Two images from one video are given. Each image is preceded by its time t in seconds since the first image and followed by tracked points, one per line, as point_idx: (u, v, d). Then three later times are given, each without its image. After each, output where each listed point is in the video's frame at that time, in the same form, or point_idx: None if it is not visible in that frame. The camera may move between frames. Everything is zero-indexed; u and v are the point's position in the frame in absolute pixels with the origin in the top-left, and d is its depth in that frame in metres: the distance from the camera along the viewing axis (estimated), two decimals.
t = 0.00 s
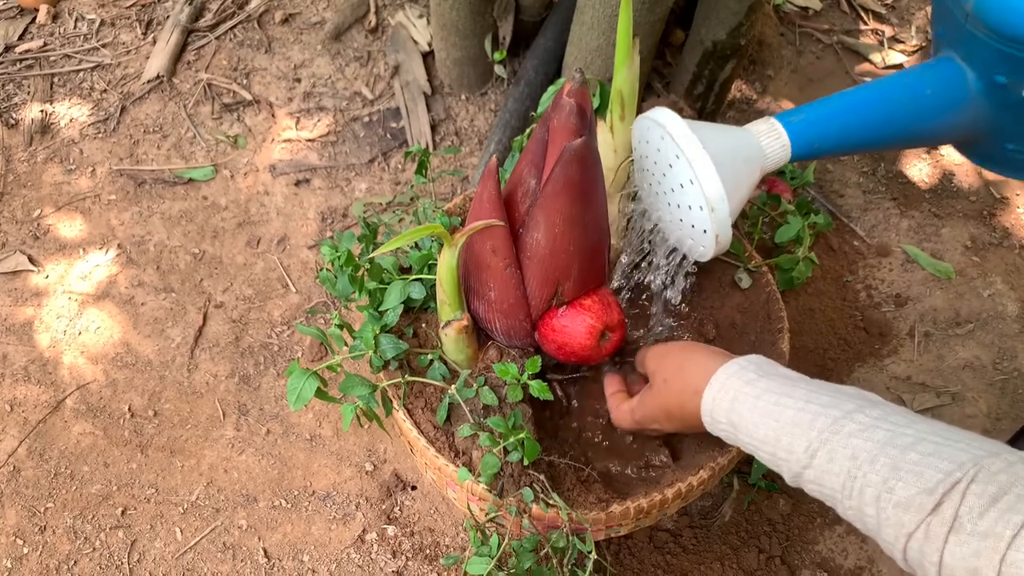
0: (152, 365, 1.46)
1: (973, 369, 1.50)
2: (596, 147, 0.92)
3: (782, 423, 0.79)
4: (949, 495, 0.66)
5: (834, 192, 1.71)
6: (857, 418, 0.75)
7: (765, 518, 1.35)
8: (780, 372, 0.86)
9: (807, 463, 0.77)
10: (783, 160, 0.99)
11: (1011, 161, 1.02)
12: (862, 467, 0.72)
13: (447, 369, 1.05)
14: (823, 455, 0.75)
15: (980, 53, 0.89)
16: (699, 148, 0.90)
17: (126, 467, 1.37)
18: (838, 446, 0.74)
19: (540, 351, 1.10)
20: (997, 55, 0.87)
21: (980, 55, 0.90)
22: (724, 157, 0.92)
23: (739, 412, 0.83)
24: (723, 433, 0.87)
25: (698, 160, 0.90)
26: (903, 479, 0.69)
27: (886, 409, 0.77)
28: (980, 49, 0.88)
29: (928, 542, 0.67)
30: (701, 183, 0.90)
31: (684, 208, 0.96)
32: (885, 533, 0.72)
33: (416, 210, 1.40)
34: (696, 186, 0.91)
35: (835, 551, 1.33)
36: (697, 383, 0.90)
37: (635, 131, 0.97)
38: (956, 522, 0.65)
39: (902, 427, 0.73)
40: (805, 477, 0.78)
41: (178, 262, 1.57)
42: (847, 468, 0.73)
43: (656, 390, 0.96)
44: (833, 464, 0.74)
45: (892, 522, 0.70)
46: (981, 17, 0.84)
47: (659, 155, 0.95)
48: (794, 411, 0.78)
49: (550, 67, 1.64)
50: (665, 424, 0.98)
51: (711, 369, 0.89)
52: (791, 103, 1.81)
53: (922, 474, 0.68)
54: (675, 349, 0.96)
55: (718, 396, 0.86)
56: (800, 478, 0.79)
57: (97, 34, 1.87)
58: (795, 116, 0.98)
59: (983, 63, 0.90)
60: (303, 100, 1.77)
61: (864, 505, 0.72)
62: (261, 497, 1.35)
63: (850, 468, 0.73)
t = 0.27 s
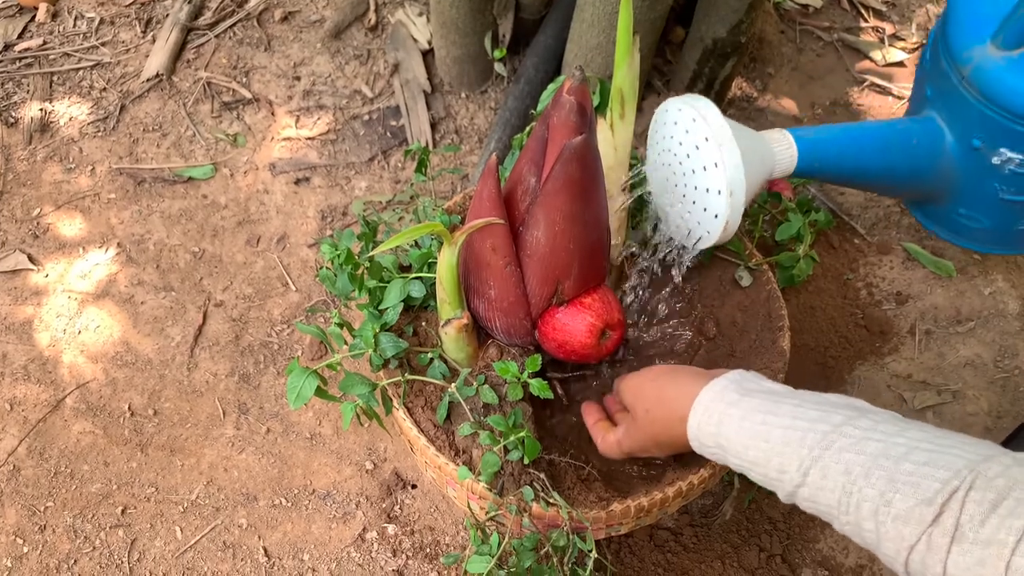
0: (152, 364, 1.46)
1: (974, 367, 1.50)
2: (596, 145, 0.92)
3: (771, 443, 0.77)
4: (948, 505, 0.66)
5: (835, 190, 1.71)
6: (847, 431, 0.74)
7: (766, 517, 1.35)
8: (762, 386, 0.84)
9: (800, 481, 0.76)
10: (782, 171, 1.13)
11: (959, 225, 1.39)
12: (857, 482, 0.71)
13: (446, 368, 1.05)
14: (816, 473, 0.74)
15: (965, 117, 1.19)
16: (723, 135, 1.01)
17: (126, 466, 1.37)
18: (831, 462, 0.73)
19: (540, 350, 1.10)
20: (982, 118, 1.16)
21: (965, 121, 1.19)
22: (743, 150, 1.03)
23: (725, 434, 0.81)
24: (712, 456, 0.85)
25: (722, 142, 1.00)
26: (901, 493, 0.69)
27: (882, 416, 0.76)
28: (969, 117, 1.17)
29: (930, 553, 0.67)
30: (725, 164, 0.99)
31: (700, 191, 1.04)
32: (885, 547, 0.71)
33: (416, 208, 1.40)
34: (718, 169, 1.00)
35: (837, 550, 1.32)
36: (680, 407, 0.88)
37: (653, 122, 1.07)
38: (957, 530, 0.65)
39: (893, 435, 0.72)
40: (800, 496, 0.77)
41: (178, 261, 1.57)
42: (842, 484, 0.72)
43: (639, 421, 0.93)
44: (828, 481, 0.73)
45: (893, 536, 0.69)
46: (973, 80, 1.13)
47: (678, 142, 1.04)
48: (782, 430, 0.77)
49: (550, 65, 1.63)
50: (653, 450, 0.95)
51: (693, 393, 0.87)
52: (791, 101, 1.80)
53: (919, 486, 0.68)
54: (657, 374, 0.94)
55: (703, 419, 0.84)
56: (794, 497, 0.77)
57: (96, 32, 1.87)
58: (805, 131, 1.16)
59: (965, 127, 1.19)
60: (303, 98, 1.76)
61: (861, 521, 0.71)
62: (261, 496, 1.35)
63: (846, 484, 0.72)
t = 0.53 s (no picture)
0: (153, 370, 1.46)
1: (973, 372, 1.50)
2: (595, 152, 0.92)
3: (760, 456, 0.79)
4: (936, 507, 0.67)
5: (834, 195, 1.71)
6: (834, 440, 0.75)
7: (766, 522, 1.35)
8: (752, 401, 0.86)
9: (791, 493, 0.77)
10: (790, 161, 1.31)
11: (958, 264, 1.49)
12: (846, 491, 0.72)
13: (447, 374, 1.05)
14: (805, 483, 0.75)
15: (974, 153, 1.31)
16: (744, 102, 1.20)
17: (127, 472, 1.37)
18: (820, 471, 0.74)
19: (540, 356, 1.10)
20: (985, 153, 1.29)
21: (973, 156, 1.32)
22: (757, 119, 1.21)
23: (715, 450, 0.83)
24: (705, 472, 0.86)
25: (742, 105, 1.19)
26: (889, 499, 0.69)
27: (873, 424, 0.77)
28: (976, 148, 1.30)
29: (921, 556, 0.67)
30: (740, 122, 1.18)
31: (715, 147, 1.21)
32: (877, 553, 0.71)
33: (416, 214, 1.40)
34: (733, 127, 1.18)
35: (836, 554, 1.32)
36: (670, 421, 0.89)
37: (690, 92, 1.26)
38: (946, 532, 0.66)
39: (880, 442, 0.73)
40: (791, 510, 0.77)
41: (179, 267, 1.57)
42: (832, 493, 0.73)
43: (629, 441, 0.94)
44: (817, 490, 0.74)
45: (883, 542, 0.70)
46: (982, 113, 1.26)
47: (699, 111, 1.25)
48: (771, 442, 0.78)
49: (550, 71, 1.64)
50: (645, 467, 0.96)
51: (682, 408, 0.89)
52: (790, 106, 1.81)
53: (905, 490, 0.69)
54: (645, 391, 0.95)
55: (693, 435, 0.85)
56: (786, 510, 0.78)
57: (97, 39, 1.88)
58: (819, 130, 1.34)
59: (973, 162, 1.32)
60: (303, 104, 1.77)
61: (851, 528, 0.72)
62: (262, 502, 1.35)
63: (835, 493, 0.73)
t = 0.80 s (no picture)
0: (156, 382, 1.48)
1: (969, 380, 1.52)
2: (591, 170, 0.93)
3: (750, 460, 0.81)
4: (913, 506, 0.68)
5: (830, 205, 1.73)
6: (819, 444, 0.77)
7: (763, 531, 1.36)
8: (743, 407, 0.88)
9: (779, 495, 0.78)
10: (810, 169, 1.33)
11: (952, 279, 1.54)
12: (830, 492, 0.74)
13: (446, 388, 1.07)
14: (793, 485, 0.77)
15: (975, 179, 1.36)
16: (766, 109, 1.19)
17: (130, 483, 1.38)
18: (805, 474, 0.76)
19: (538, 369, 1.11)
20: (986, 178, 1.33)
21: (974, 181, 1.36)
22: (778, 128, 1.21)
23: (706, 455, 0.85)
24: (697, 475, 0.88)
25: (765, 116, 1.18)
26: (870, 498, 0.71)
27: (858, 429, 0.79)
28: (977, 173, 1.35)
29: (900, 554, 0.69)
30: (760, 131, 1.18)
31: (738, 154, 1.22)
32: (860, 552, 0.73)
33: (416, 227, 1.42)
34: (756, 137, 1.18)
35: (833, 564, 1.34)
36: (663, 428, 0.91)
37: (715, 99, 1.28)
38: (923, 530, 0.67)
39: (862, 445, 0.75)
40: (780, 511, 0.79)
41: (181, 279, 1.59)
42: (817, 495, 0.75)
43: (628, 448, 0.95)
44: (804, 492, 0.76)
45: (864, 540, 0.71)
46: (987, 141, 1.30)
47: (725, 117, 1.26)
48: (760, 447, 0.80)
49: (548, 84, 1.65)
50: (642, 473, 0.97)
51: (676, 415, 0.90)
52: (787, 116, 1.82)
53: (885, 489, 0.71)
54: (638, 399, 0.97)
55: (686, 440, 0.87)
56: (775, 512, 0.80)
57: (101, 53, 1.90)
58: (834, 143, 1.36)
59: (975, 186, 1.36)
60: (304, 116, 1.79)
61: (836, 528, 0.74)
62: (264, 513, 1.36)
63: (821, 495, 0.74)
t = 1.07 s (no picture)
0: (160, 396, 1.49)
1: (968, 395, 1.52)
2: (590, 192, 0.94)
3: (742, 470, 0.81)
4: (903, 513, 0.68)
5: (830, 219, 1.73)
6: (809, 452, 0.77)
7: (763, 546, 1.37)
8: (734, 416, 0.88)
9: (772, 504, 0.79)
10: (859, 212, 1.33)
11: (963, 301, 1.54)
12: (821, 500, 0.74)
13: (447, 405, 1.08)
14: (785, 494, 0.77)
15: (1001, 206, 1.35)
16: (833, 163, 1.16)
17: (134, 498, 1.40)
18: (797, 483, 0.76)
19: (538, 386, 1.12)
20: (1015, 207, 1.33)
21: (1001, 208, 1.36)
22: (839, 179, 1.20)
23: (698, 464, 0.85)
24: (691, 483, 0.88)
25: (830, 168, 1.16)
26: (860, 506, 0.71)
27: (847, 433, 0.79)
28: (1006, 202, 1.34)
29: (892, 561, 0.69)
30: (827, 184, 1.16)
31: (800, 206, 1.20)
32: (854, 559, 0.73)
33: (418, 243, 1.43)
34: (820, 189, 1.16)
35: None
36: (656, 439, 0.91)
37: (767, 140, 1.25)
38: (913, 537, 0.67)
39: (851, 452, 0.75)
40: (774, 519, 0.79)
41: (185, 293, 1.60)
42: (808, 504, 0.75)
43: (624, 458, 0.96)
44: (796, 500, 0.76)
45: (857, 547, 0.72)
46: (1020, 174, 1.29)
47: (782, 162, 1.24)
48: (751, 457, 0.81)
49: (549, 100, 1.67)
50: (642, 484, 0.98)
51: (669, 427, 0.91)
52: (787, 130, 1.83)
53: (875, 497, 0.71)
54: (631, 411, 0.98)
55: (678, 450, 0.88)
56: (770, 519, 0.80)
57: (106, 67, 1.92)
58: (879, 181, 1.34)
59: (1000, 215, 1.36)
60: (307, 131, 1.80)
61: (828, 534, 0.74)
62: (266, 527, 1.37)
63: (812, 502, 0.75)
